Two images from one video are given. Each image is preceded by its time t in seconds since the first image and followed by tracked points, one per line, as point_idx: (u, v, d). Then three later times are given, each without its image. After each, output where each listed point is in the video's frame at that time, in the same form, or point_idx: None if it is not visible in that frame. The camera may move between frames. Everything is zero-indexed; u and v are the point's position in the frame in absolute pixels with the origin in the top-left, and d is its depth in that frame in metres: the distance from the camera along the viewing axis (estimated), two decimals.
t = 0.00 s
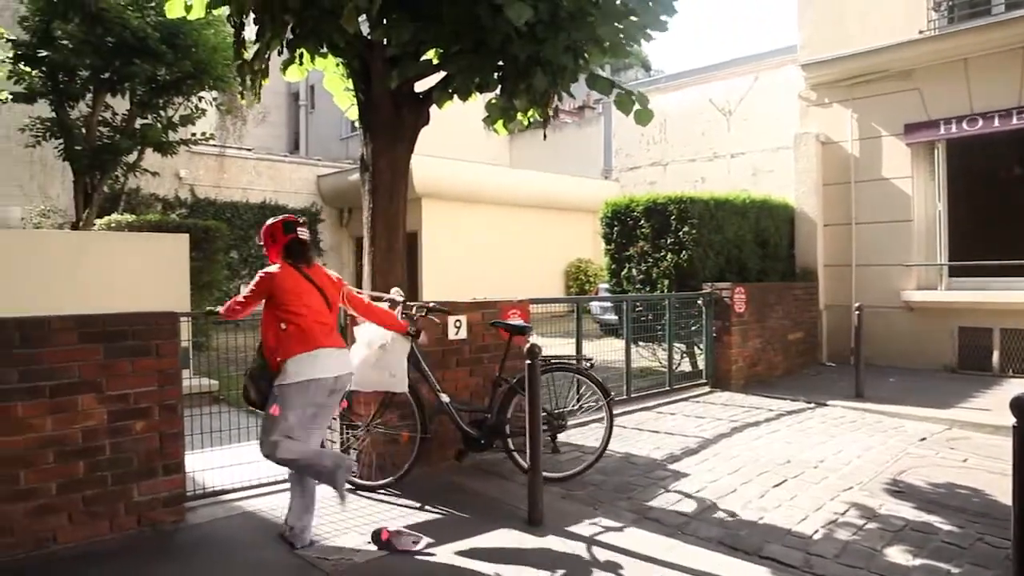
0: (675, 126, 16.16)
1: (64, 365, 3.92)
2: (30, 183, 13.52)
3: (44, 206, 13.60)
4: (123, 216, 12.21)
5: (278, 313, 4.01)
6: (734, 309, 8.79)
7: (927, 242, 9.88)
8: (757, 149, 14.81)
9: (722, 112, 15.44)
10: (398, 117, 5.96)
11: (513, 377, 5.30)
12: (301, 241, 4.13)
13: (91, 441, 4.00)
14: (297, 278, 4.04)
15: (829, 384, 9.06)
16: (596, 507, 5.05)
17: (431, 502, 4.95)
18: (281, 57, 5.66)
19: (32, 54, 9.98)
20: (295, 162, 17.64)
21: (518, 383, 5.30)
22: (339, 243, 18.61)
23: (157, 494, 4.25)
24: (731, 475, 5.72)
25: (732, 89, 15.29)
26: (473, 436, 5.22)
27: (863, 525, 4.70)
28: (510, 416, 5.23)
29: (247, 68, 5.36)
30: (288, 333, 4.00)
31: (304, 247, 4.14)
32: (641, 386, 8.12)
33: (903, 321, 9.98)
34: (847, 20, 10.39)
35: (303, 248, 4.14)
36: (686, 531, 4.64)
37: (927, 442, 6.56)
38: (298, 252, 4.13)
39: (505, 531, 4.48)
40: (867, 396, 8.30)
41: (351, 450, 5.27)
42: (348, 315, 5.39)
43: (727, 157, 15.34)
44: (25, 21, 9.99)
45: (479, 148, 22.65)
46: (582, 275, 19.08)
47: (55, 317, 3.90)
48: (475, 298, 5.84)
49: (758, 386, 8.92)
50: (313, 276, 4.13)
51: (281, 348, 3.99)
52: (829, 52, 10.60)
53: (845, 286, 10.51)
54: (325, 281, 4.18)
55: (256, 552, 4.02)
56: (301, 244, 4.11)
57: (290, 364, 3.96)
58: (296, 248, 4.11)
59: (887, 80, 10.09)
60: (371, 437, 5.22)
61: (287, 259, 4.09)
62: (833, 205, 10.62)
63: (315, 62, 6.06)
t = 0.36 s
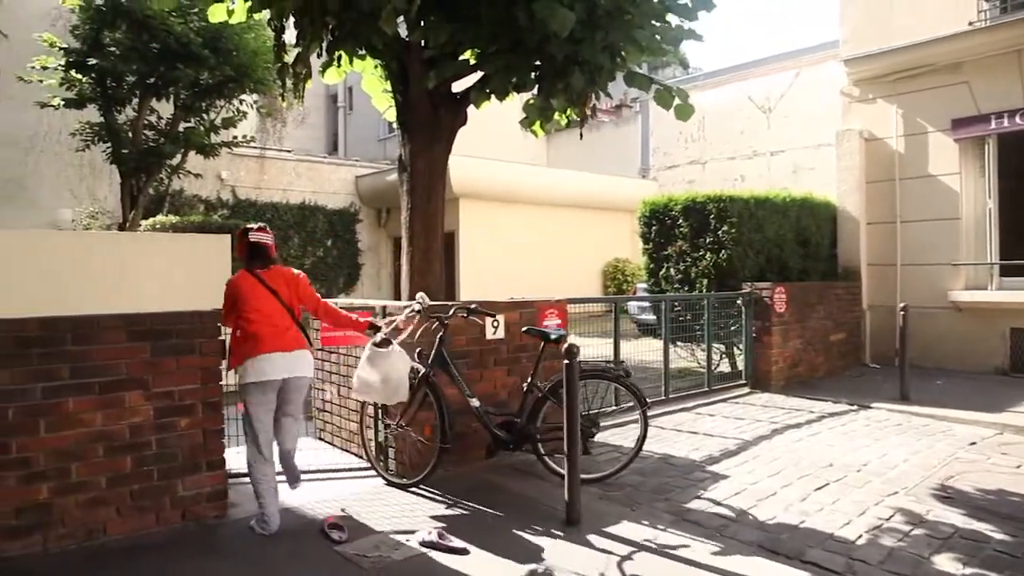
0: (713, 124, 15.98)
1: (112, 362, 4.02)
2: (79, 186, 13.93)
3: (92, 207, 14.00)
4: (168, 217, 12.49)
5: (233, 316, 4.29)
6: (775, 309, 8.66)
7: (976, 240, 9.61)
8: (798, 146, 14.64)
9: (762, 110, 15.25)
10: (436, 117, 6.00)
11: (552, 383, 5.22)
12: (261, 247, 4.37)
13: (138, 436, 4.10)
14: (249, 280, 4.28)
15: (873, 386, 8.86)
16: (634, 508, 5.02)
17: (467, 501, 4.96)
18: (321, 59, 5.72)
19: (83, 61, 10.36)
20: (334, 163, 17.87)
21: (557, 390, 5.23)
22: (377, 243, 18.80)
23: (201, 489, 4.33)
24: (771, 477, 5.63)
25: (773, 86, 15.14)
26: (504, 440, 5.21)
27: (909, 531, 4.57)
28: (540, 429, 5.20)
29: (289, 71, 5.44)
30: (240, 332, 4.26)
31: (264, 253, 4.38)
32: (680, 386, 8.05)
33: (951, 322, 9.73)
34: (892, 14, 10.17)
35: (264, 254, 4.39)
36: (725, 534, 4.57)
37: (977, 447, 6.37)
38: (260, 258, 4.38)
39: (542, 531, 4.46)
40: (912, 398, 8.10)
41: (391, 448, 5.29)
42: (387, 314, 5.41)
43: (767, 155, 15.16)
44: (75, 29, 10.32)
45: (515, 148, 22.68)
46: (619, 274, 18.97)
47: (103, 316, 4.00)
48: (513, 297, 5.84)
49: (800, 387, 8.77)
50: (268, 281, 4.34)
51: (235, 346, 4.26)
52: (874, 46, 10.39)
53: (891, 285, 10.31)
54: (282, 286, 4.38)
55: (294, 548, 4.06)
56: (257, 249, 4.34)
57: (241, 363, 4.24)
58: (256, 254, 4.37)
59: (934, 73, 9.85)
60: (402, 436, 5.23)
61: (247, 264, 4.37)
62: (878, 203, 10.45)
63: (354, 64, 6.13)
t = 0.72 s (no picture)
0: (742, 122, 15.82)
1: (146, 361, 4.10)
2: (113, 188, 14.22)
3: (126, 209, 14.28)
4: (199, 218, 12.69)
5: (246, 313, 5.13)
6: (805, 309, 8.55)
7: (1015, 239, 9.39)
8: (829, 144, 14.47)
9: (792, 107, 15.06)
10: (463, 117, 6.00)
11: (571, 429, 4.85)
12: (256, 251, 5.09)
13: (171, 433, 4.17)
14: (244, 284, 5.03)
15: (907, 387, 8.70)
16: (661, 509, 4.98)
17: (492, 500, 4.96)
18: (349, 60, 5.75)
19: (118, 65, 10.60)
20: (362, 163, 18.02)
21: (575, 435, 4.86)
22: (405, 243, 18.89)
23: (232, 486, 4.39)
24: (802, 480, 5.56)
25: (803, 84, 14.98)
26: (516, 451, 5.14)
27: (945, 536, 4.48)
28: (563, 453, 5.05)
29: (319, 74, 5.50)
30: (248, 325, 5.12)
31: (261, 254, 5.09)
32: (708, 387, 7.98)
33: (988, 322, 9.52)
34: (926, 9, 10.00)
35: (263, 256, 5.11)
36: (754, 536, 4.51)
37: (1016, 451, 6.21)
38: (259, 260, 5.14)
39: (569, 532, 4.44)
40: (948, 401, 7.93)
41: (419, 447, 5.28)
42: (415, 314, 5.33)
43: (798, 153, 15.01)
44: (111, 35, 10.55)
45: (543, 148, 22.66)
46: (647, 274, 18.86)
47: (138, 316, 4.08)
48: (540, 297, 5.82)
49: (831, 389, 8.63)
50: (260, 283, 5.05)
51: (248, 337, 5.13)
52: (907, 42, 10.22)
53: (926, 285, 10.12)
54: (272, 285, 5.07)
55: (322, 547, 4.08)
56: (252, 255, 5.09)
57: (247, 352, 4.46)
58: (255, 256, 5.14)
59: (970, 69, 9.66)
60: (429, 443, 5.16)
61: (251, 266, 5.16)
62: (912, 201, 10.27)
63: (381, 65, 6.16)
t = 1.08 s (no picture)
0: (763, 120, 15.71)
1: (170, 359, 4.15)
2: (138, 189, 14.41)
3: (150, 209, 14.47)
4: (222, 219, 12.83)
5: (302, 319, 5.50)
6: (828, 309, 8.46)
7: None
8: (852, 142, 14.31)
9: (813, 105, 14.94)
10: (483, 117, 6.01)
11: (576, 495, 4.54)
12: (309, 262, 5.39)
13: (194, 431, 4.22)
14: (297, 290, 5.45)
15: (932, 389, 8.58)
16: (681, 510, 4.95)
17: (512, 501, 4.97)
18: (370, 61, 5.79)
19: (142, 68, 10.76)
20: (382, 164, 18.14)
21: (582, 499, 4.56)
22: (424, 243, 18.98)
23: (253, 484, 4.42)
24: (825, 481, 5.51)
25: (825, 81, 14.84)
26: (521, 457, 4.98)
27: (972, 541, 4.41)
28: (578, 482, 4.86)
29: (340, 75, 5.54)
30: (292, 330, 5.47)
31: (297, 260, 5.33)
32: (729, 388, 7.93)
33: (1016, 323, 9.38)
34: (952, 4, 9.87)
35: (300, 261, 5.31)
36: (775, 538, 4.46)
37: None
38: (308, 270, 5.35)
39: (590, 533, 4.43)
40: (974, 403, 7.82)
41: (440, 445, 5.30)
42: (436, 314, 5.32)
43: (820, 152, 14.88)
44: (136, 38, 10.72)
45: (562, 147, 22.65)
46: (667, 274, 18.76)
47: (161, 315, 4.13)
48: (561, 297, 5.82)
49: (853, 390, 8.55)
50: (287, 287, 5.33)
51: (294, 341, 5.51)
52: (932, 38, 10.09)
53: (951, 285, 9.99)
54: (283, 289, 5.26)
55: (342, 545, 4.11)
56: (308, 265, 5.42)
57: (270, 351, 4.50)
58: (307, 265, 5.38)
59: (997, 65, 9.52)
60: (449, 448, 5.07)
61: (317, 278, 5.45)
62: (937, 200, 10.15)
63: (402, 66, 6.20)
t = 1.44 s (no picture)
0: (775, 119, 15.65)
1: (181, 359, 4.18)
2: (150, 189, 14.50)
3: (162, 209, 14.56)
4: (233, 219, 12.89)
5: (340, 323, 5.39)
6: (840, 309, 8.41)
7: None
8: (865, 141, 14.22)
9: (825, 104, 14.85)
10: (494, 117, 6.02)
11: (584, 491, 4.55)
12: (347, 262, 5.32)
13: (205, 430, 4.24)
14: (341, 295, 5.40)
15: (945, 390, 8.51)
16: (691, 511, 4.93)
17: (521, 500, 4.98)
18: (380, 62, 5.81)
19: (154, 69, 10.82)
20: (393, 164, 18.17)
21: (589, 494, 4.59)
22: (435, 243, 19.01)
23: (264, 483, 4.44)
24: (836, 482, 5.48)
25: (837, 80, 14.75)
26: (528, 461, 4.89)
27: (986, 543, 4.38)
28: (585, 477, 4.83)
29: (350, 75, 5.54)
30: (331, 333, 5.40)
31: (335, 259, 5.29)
32: (740, 388, 7.90)
33: None
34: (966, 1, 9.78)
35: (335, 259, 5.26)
36: (786, 539, 4.45)
37: None
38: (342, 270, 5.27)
39: (599, 532, 4.43)
40: (987, 404, 7.76)
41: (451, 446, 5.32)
42: (447, 314, 5.33)
43: (831, 151, 14.80)
44: (148, 40, 10.79)
45: (572, 147, 22.62)
46: (678, 274, 18.70)
47: (173, 315, 4.16)
48: (571, 297, 5.82)
49: (866, 391, 8.50)
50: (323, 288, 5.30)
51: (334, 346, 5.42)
52: (946, 35, 10.02)
53: (965, 285, 9.92)
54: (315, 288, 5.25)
55: (352, 544, 4.12)
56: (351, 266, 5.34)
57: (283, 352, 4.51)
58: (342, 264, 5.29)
59: (1011, 63, 9.45)
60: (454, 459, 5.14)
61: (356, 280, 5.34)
62: (950, 199, 10.08)
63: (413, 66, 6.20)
